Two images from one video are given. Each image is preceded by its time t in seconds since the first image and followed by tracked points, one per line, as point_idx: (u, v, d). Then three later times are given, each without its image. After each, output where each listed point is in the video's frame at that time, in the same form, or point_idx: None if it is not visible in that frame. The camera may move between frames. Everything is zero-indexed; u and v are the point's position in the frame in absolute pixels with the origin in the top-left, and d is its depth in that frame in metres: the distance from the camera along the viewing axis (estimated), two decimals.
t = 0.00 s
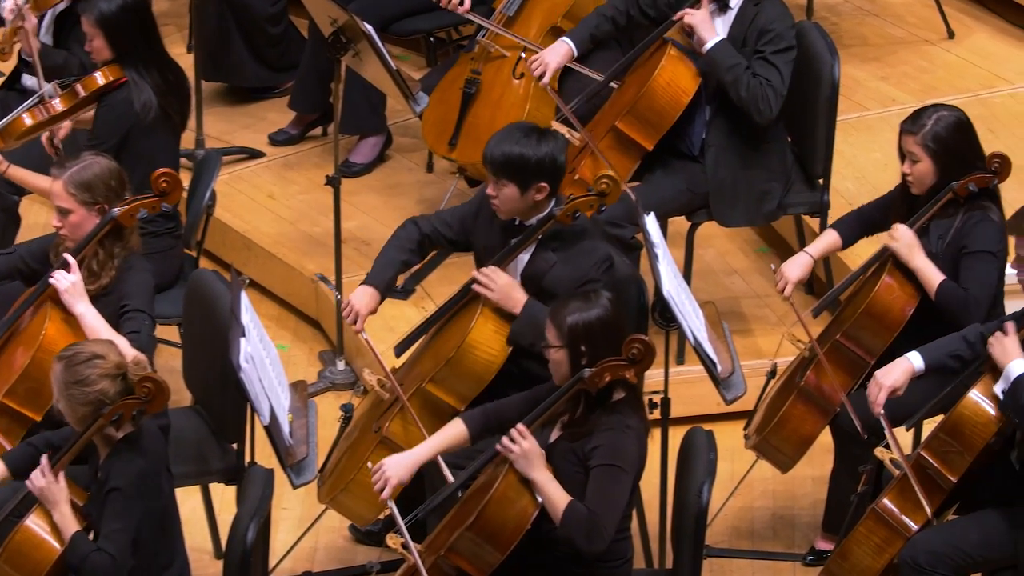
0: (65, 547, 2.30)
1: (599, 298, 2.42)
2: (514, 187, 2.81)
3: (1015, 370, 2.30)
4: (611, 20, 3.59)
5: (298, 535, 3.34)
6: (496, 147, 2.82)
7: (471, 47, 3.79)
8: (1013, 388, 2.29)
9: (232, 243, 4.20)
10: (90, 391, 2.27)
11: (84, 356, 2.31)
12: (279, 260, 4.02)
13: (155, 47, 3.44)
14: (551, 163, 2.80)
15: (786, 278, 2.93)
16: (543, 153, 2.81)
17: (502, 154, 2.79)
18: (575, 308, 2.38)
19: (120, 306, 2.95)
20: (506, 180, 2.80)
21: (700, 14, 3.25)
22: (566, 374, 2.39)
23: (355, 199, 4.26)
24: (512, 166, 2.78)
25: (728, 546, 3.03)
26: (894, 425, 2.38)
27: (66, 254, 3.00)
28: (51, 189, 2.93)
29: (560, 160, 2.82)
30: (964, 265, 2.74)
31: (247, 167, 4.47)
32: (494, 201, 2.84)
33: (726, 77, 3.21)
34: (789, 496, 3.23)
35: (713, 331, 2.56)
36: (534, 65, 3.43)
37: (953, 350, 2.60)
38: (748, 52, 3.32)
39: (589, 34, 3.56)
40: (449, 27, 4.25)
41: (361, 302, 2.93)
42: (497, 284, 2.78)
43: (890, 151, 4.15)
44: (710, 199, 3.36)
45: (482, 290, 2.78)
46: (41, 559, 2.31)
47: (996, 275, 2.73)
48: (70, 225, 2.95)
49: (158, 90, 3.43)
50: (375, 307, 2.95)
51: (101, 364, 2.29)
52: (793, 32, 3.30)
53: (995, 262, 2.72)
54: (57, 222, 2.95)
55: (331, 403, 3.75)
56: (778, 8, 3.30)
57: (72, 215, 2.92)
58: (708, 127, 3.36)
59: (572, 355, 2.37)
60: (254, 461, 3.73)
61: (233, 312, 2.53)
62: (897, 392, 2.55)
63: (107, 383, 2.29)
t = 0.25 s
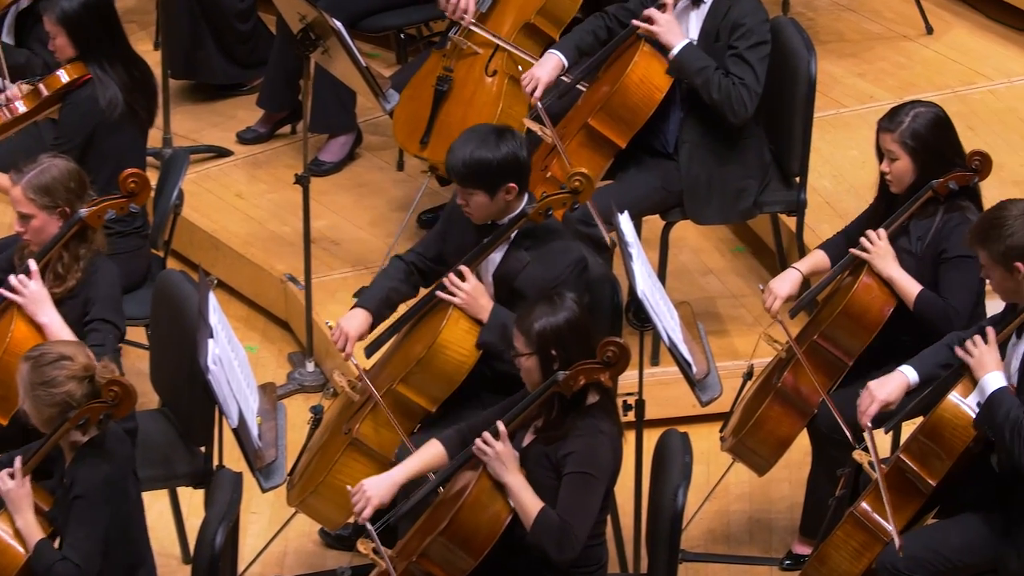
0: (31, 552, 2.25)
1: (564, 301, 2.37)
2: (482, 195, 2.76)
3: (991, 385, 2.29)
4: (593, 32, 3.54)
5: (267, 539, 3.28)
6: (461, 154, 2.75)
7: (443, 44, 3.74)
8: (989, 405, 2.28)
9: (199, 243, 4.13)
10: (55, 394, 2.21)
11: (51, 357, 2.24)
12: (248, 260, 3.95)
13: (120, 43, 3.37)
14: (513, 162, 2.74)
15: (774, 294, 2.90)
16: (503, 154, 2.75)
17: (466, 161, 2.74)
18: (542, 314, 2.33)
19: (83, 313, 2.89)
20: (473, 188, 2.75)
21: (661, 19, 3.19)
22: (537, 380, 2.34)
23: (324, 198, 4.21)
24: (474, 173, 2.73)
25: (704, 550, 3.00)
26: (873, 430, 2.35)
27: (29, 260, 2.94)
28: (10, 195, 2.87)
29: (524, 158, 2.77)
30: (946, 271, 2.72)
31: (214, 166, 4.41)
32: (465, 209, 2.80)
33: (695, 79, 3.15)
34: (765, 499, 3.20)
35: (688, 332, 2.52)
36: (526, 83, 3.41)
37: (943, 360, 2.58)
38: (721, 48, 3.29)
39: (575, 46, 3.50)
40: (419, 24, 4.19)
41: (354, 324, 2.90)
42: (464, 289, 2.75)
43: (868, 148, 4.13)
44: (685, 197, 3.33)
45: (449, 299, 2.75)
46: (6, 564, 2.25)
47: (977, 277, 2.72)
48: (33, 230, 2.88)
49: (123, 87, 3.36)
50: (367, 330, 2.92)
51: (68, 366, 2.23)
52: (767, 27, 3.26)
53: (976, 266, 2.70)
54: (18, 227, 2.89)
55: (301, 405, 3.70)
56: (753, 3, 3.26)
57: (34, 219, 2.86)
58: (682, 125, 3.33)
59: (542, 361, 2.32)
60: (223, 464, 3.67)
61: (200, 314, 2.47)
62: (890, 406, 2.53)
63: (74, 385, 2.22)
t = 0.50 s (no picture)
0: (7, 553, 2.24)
1: (539, 302, 2.33)
2: (461, 184, 2.71)
3: (980, 383, 2.23)
4: (564, 20, 3.48)
5: (237, 544, 3.23)
6: (436, 147, 2.70)
7: (415, 42, 3.69)
8: (975, 403, 2.23)
9: (169, 244, 4.07)
10: (24, 396, 2.16)
11: (18, 358, 2.19)
12: (218, 262, 3.90)
13: (85, 42, 3.30)
14: (491, 152, 2.72)
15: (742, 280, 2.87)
16: (482, 144, 2.72)
17: (445, 154, 2.69)
18: (517, 315, 2.29)
19: (53, 313, 2.84)
20: (452, 178, 2.70)
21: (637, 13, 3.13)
22: (513, 384, 2.31)
23: (295, 198, 4.15)
24: (455, 164, 2.69)
25: (681, 555, 2.97)
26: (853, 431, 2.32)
27: None
28: None
29: (501, 148, 2.75)
30: (929, 267, 2.69)
31: (184, 166, 4.35)
32: (442, 202, 2.75)
33: (669, 79, 3.12)
34: (743, 504, 3.17)
35: (664, 334, 2.49)
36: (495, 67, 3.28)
37: (925, 339, 2.54)
38: (698, 45, 3.25)
39: (544, 34, 3.44)
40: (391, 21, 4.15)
41: (312, 301, 2.87)
42: (454, 267, 2.68)
43: (847, 147, 4.10)
44: (660, 195, 3.30)
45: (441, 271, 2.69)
46: None
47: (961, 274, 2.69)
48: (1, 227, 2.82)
49: (89, 85, 3.31)
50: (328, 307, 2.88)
51: (36, 367, 2.18)
52: (744, 23, 3.23)
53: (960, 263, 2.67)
54: None
55: (272, 409, 3.65)
56: None
57: (3, 216, 2.80)
58: (657, 122, 3.29)
59: (517, 363, 2.29)
60: (193, 468, 3.61)
61: (169, 315, 2.41)
62: (867, 381, 2.50)
63: (42, 387, 2.17)
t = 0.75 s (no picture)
0: None
1: (515, 302, 2.29)
2: (430, 182, 2.67)
3: (984, 351, 2.21)
4: None
5: (206, 549, 3.17)
6: (404, 145, 2.65)
7: (386, 39, 3.64)
8: (978, 372, 2.22)
9: (136, 244, 4.01)
10: None
11: None
12: (185, 263, 3.84)
13: (46, 40, 3.23)
14: (461, 148, 2.68)
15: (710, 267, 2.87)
16: (451, 141, 2.68)
17: (412, 152, 2.64)
18: (492, 315, 2.25)
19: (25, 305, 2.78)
20: (421, 177, 2.66)
21: None
22: (486, 385, 2.26)
23: (264, 198, 4.10)
24: (423, 162, 2.64)
25: (657, 559, 2.94)
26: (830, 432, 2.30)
27: None
28: None
29: (469, 144, 2.71)
30: (914, 263, 2.66)
31: (151, 166, 4.28)
32: (412, 201, 2.71)
33: (657, 56, 3.07)
34: (720, 508, 3.14)
35: (639, 335, 2.45)
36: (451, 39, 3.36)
37: (910, 325, 2.53)
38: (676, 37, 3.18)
39: (508, 9, 3.46)
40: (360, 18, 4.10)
41: (267, 274, 2.81)
42: (426, 256, 2.64)
43: (824, 145, 4.08)
44: (635, 194, 3.26)
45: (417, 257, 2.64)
46: None
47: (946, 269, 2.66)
48: None
49: (51, 85, 3.24)
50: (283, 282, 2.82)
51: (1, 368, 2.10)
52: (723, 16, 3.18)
53: (945, 259, 2.64)
54: None
55: (241, 412, 3.59)
56: None
57: None
58: (632, 120, 3.24)
59: (491, 364, 2.25)
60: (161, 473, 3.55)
61: (136, 318, 2.35)
62: (847, 364, 2.51)
63: (7, 388, 2.10)
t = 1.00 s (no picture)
0: None
1: (498, 300, 2.26)
2: (402, 182, 2.64)
3: (963, 345, 2.20)
4: None
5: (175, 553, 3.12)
6: (373, 145, 2.61)
7: (356, 38, 3.61)
8: (959, 365, 2.20)
9: (104, 245, 3.95)
10: None
11: None
12: (154, 264, 3.78)
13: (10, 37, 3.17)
14: (430, 146, 2.64)
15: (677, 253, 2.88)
16: (419, 139, 2.63)
17: (382, 152, 2.60)
18: (472, 311, 2.21)
19: None
20: (392, 178, 2.63)
21: None
22: (459, 380, 2.23)
23: (234, 198, 4.04)
24: (391, 163, 2.60)
25: (632, 563, 2.91)
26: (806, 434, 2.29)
27: None
28: None
29: (438, 141, 2.66)
30: (890, 256, 2.64)
31: (119, 166, 4.22)
32: (384, 201, 2.68)
33: (632, 51, 3.04)
34: (695, 510, 3.12)
35: (613, 337, 2.43)
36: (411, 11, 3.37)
37: (874, 317, 2.51)
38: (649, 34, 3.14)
39: None
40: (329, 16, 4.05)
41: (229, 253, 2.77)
42: (398, 255, 2.58)
43: (800, 144, 4.07)
44: (608, 193, 3.23)
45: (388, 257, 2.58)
46: None
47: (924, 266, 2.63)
48: None
49: (15, 84, 3.15)
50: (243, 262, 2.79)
51: None
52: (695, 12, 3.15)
53: (921, 254, 2.62)
54: None
55: (210, 415, 3.54)
56: None
57: None
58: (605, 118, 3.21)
59: (467, 360, 2.21)
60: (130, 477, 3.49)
61: (104, 320, 2.30)
62: (810, 354, 2.52)
63: None
